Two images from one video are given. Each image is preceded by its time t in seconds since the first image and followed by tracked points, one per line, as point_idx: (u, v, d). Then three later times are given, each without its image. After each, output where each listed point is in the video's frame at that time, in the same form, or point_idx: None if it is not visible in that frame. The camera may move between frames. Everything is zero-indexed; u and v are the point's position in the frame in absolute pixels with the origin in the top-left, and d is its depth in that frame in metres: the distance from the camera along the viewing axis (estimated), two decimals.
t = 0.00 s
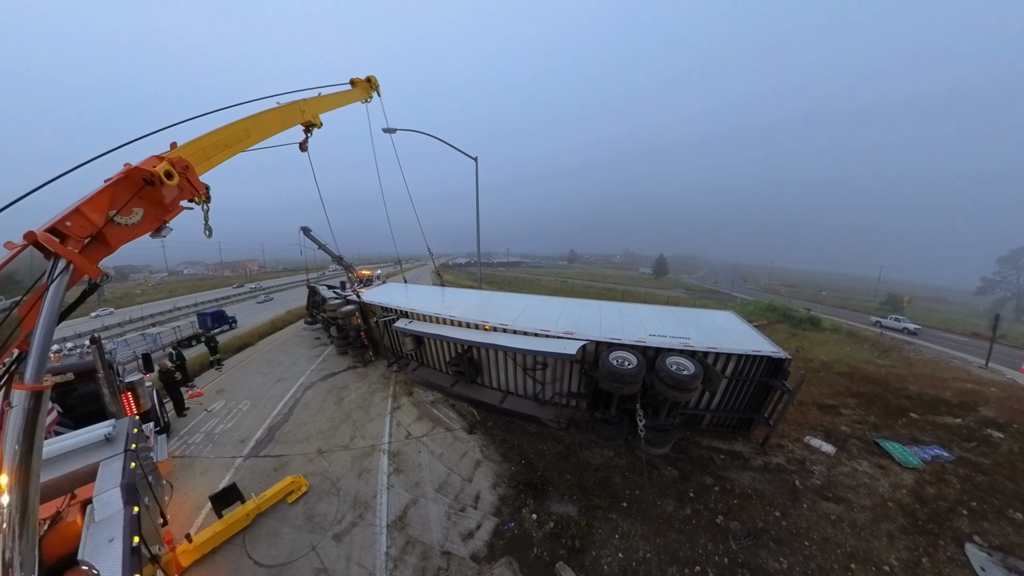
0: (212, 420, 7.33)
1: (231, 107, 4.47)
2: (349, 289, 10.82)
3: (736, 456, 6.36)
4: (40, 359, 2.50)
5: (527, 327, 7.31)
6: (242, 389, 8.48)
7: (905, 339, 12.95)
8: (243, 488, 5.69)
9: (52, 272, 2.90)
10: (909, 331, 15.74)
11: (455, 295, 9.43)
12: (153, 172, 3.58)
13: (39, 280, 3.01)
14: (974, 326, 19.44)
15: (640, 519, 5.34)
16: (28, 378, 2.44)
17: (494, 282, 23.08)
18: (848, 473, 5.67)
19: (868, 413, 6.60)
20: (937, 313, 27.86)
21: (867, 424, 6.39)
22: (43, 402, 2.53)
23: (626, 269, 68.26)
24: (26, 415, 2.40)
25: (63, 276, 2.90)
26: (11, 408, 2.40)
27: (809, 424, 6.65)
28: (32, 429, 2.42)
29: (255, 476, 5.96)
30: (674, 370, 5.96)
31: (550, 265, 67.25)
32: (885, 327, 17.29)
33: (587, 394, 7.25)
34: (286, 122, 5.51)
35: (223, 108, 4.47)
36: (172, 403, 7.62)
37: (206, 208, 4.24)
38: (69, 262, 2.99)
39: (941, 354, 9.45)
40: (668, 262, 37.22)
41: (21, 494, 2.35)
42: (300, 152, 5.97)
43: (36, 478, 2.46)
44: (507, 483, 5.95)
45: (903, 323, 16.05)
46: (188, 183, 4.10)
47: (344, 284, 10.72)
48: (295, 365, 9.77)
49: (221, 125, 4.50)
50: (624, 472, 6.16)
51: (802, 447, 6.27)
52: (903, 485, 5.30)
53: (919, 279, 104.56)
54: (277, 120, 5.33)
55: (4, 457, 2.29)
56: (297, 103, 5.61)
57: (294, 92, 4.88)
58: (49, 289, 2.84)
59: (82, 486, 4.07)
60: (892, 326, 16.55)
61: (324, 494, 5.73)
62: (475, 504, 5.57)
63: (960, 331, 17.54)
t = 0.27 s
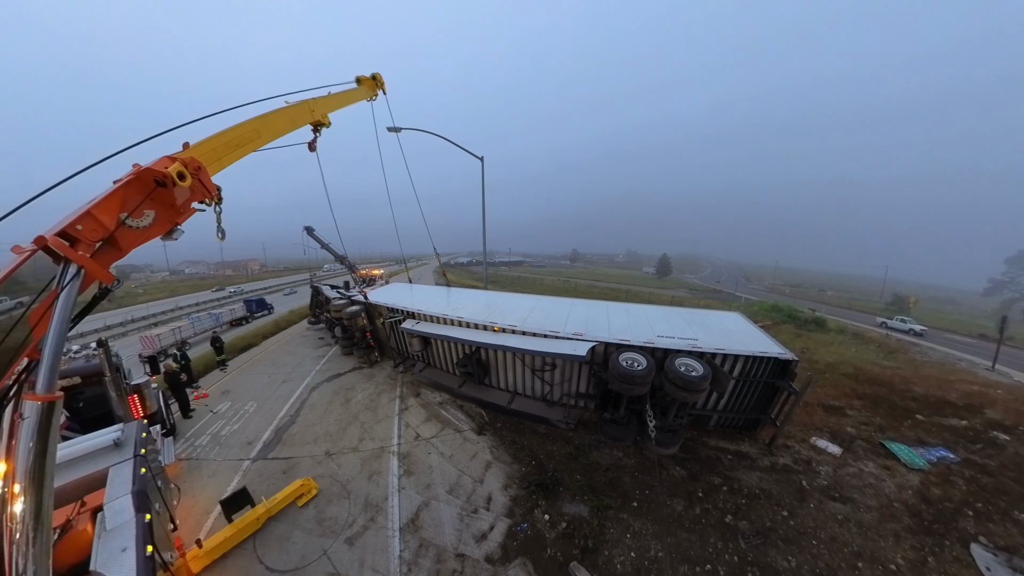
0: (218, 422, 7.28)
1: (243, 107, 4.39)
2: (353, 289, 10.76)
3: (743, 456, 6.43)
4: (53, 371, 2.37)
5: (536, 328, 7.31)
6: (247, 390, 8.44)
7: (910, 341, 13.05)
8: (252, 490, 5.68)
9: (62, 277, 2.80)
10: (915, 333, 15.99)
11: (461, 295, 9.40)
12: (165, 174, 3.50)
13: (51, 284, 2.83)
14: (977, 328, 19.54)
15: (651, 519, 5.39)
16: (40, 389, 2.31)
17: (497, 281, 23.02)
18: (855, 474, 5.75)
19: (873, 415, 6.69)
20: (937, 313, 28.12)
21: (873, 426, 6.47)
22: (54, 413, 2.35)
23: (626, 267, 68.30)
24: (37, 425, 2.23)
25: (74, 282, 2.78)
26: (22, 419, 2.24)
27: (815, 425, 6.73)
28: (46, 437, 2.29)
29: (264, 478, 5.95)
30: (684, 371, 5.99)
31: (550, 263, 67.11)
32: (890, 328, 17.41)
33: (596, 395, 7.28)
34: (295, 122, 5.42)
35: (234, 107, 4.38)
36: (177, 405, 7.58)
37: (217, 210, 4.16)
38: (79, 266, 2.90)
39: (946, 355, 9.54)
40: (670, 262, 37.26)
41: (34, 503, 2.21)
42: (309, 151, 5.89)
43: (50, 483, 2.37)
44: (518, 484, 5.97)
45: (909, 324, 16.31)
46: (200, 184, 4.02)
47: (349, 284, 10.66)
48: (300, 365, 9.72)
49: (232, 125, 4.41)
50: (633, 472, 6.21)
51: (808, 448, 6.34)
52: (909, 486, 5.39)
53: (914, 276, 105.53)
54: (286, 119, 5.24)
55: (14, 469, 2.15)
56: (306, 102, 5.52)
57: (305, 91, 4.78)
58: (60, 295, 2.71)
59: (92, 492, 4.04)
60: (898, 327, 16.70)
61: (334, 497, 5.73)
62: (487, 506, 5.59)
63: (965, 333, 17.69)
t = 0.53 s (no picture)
0: (223, 422, 7.26)
1: (250, 106, 4.32)
2: (357, 289, 10.72)
3: (749, 457, 6.45)
4: (62, 379, 2.41)
5: (542, 329, 7.29)
6: (251, 390, 8.42)
7: (915, 343, 13.08)
8: (259, 492, 5.68)
9: (72, 282, 2.74)
10: (921, 334, 16.08)
11: (465, 295, 9.38)
12: (175, 175, 3.44)
13: (61, 289, 2.77)
14: (984, 329, 19.51)
15: (658, 520, 5.42)
16: (49, 396, 2.36)
17: (501, 281, 22.99)
18: (860, 475, 5.78)
19: (878, 417, 6.72)
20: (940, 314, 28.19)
21: (878, 428, 6.50)
22: (64, 421, 2.41)
23: (628, 266, 68.22)
24: (46, 436, 2.29)
25: (84, 286, 2.73)
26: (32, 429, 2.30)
27: (820, 426, 6.76)
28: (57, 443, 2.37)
29: (271, 480, 5.94)
30: (690, 373, 5.99)
31: (551, 262, 67.03)
32: (896, 329, 17.42)
33: (601, 396, 7.29)
34: (301, 121, 5.35)
35: (241, 107, 4.32)
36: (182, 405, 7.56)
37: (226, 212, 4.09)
38: (89, 270, 2.82)
39: (952, 357, 9.56)
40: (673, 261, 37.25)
41: (45, 507, 2.35)
42: (314, 151, 5.82)
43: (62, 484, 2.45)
44: (525, 485, 5.98)
45: (916, 325, 16.38)
46: (210, 186, 3.95)
47: (352, 284, 10.62)
48: (304, 365, 9.71)
49: (239, 125, 4.34)
50: (640, 473, 6.23)
51: (813, 449, 6.37)
52: (914, 488, 5.42)
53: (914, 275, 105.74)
54: (292, 118, 5.16)
55: (27, 468, 2.28)
56: (312, 101, 5.45)
57: (311, 90, 4.71)
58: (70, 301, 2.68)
59: (100, 497, 3.97)
60: (905, 328, 16.74)
61: (341, 498, 5.73)
62: (495, 507, 5.60)
63: (971, 334, 17.71)
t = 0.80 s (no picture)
0: (225, 423, 7.24)
1: (254, 105, 4.25)
2: (359, 289, 10.67)
3: (753, 458, 6.44)
4: (69, 383, 2.36)
5: (546, 329, 7.26)
6: (254, 390, 8.39)
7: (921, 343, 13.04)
8: (263, 494, 5.65)
9: (77, 285, 2.66)
10: (927, 335, 16.04)
11: (468, 295, 9.34)
12: (180, 177, 3.38)
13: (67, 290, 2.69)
14: (991, 330, 19.43)
15: (663, 521, 5.42)
16: (54, 401, 2.27)
17: (504, 280, 22.92)
18: (865, 478, 5.77)
19: (884, 419, 6.70)
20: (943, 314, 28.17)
21: (884, 430, 6.49)
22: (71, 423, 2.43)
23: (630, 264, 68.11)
24: (52, 437, 2.30)
25: (89, 290, 2.63)
26: (41, 432, 2.33)
27: (826, 428, 6.75)
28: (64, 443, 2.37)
29: (274, 481, 5.92)
30: (696, 374, 5.96)
31: (553, 261, 66.93)
32: (901, 330, 17.37)
33: (606, 397, 7.27)
34: (304, 120, 5.28)
35: (245, 106, 4.24)
36: (184, 406, 7.53)
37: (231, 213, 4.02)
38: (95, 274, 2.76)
39: (959, 359, 9.52)
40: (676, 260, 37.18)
41: (51, 509, 2.26)
42: (316, 150, 5.76)
43: (69, 487, 2.41)
44: (530, 486, 5.97)
45: (922, 326, 16.35)
46: (215, 187, 3.88)
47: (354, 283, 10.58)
48: (306, 365, 9.67)
49: (243, 125, 4.28)
50: (645, 474, 6.22)
51: (818, 451, 6.35)
52: (920, 490, 5.41)
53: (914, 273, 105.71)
54: (295, 117, 5.09)
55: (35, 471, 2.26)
56: (314, 100, 5.37)
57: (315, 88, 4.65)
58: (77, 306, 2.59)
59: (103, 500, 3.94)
60: (911, 329, 16.72)
61: (345, 500, 5.71)
62: (500, 508, 5.59)
63: (977, 335, 17.67)
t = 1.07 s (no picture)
0: (228, 421, 7.30)
1: (257, 106, 4.25)
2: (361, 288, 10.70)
3: (756, 459, 6.42)
4: (79, 382, 2.39)
5: (548, 329, 7.25)
6: (257, 390, 8.45)
7: (927, 345, 12.92)
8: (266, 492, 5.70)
9: (86, 286, 2.70)
10: (933, 336, 15.91)
11: (470, 294, 9.35)
12: (186, 178, 3.38)
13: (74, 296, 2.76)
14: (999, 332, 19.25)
15: (665, 522, 5.43)
16: (65, 400, 2.33)
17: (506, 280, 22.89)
18: (868, 480, 5.74)
19: (888, 420, 6.65)
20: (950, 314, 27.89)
21: (888, 432, 6.44)
22: (82, 421, 2.49)
23: (632, 263, 67.95)
24: (63, 435, 2.34)
25: (98, 290, 2.69)
26: (51, 431, 2.37)
27: (829, 430, 6.71)
28: (74, 441, 2.42)
29: (277, 480, 5.96)
30: (698, 375, 5.94)
31: (555, 260, 66.83)
32: (907, 331, 17.21)
33: (608, 396, 7.27)
34: (306, 120, 5.28)
35: (249, 107, 4.25)
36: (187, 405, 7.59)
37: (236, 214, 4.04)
38: (103, 274, 2.80)
39: (965, 360, 9.43)
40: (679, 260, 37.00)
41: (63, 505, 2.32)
42: (318, 151, 5.75)
43: (80, 482, 2.44)
44: (532, 486, 5.98)
45: (927, 327, 16.23)
46: (220, 189, 3.89)
47: (356, 283, 10.59)
48: (308, 365, 9.72)
49: (246, 125, 4.28)
50: (646, 474, 6.22)
51: (821, 453, 6.32)
52: (924, 493, 5.38)
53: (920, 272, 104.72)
54: (297, 118, 5.09)
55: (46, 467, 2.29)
56: (316, 100, 5.37)
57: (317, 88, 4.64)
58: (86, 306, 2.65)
59: (110, 497, 3.99)
60: (916, 330, 16.60)
61: (348, 499, 5.75)
62: (502, 507, 5.61)
63: (984, 336, 17.50)
